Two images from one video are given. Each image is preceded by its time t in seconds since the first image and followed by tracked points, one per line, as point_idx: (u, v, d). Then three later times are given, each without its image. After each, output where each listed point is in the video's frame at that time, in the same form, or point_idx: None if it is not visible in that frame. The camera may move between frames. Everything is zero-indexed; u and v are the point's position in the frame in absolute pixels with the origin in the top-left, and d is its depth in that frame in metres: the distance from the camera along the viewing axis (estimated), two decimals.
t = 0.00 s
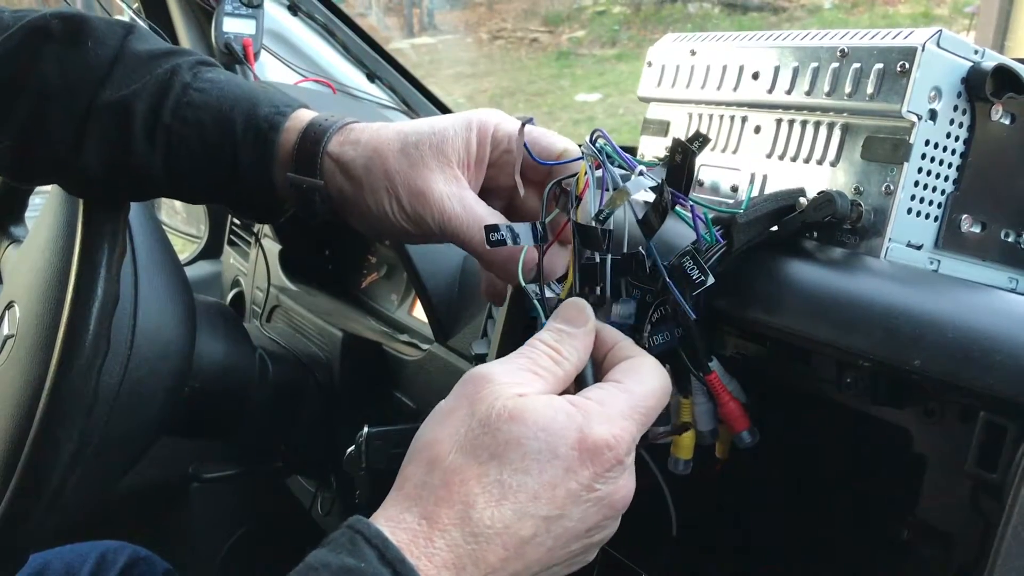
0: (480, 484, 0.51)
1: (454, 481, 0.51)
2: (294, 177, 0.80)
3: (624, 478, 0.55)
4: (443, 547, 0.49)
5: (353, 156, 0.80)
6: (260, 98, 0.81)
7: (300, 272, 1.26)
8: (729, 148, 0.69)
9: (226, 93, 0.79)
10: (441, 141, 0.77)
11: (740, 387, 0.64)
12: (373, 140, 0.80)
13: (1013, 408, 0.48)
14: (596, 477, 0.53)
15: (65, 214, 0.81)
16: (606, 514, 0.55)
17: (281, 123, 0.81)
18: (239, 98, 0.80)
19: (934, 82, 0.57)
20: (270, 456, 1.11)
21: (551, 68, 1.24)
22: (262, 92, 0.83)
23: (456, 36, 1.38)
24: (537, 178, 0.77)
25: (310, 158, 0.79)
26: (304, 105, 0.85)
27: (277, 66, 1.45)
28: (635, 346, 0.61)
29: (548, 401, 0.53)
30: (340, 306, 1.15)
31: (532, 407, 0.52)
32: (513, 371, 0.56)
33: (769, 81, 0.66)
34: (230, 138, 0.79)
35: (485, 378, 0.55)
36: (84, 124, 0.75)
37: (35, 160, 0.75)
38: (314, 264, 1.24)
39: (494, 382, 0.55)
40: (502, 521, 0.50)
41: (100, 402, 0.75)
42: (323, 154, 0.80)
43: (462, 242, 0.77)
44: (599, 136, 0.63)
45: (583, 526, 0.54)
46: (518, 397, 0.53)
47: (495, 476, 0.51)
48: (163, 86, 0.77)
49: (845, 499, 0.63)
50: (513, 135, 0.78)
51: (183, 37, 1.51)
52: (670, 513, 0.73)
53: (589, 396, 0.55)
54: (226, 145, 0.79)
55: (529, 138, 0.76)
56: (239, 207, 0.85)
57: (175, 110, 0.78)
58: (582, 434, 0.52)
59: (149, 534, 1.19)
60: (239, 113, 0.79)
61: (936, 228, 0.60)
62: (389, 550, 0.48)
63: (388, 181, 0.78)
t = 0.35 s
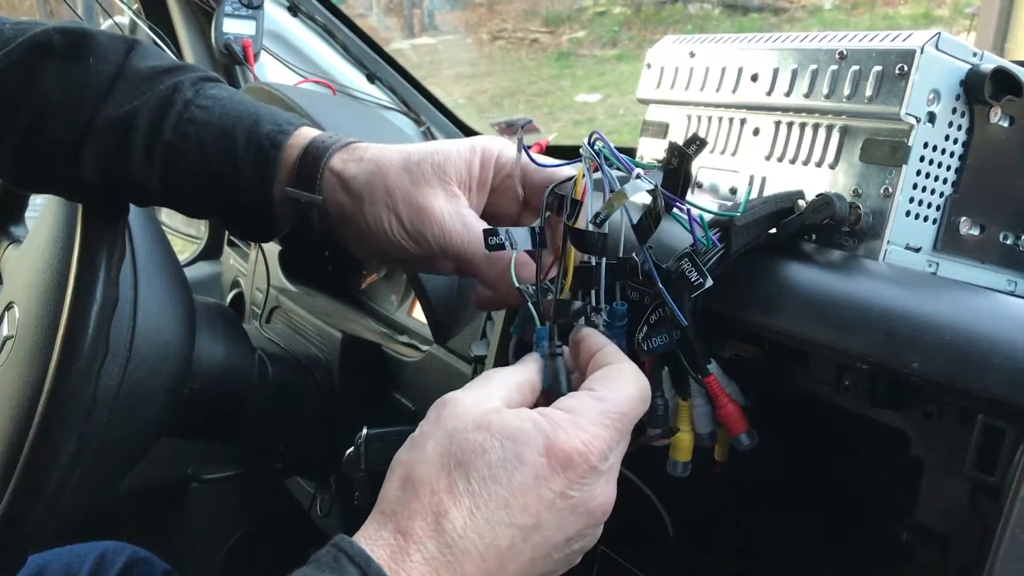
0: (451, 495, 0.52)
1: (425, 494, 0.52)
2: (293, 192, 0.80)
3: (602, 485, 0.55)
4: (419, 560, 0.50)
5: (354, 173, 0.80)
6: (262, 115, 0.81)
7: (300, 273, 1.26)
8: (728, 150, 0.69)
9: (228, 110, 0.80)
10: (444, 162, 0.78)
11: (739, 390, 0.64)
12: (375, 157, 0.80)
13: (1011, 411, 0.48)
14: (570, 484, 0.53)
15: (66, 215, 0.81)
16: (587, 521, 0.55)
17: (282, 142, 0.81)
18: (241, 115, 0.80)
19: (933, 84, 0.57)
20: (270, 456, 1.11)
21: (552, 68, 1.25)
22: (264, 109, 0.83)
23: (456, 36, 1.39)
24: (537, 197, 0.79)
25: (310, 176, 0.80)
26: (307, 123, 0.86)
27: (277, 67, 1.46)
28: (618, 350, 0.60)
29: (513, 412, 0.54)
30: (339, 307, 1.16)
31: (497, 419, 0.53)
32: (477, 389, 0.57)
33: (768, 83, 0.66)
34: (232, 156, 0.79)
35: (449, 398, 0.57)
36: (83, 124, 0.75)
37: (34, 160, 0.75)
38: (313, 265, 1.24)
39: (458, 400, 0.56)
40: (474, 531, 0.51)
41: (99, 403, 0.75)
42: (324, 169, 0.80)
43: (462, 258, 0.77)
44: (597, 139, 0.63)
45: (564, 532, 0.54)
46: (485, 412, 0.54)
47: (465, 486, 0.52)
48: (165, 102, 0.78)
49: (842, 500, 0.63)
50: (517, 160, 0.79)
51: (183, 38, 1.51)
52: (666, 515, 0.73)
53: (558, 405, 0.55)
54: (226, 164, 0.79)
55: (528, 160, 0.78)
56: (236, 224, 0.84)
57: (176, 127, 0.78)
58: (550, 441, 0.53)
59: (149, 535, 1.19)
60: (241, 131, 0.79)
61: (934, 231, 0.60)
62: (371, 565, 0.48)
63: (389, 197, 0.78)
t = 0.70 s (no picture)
0: (455, 485, 0.51)
1: (429, 483, 0.52)
2: (295, 195, 0.80)
3: (604, 483, 0.55)
4: (420, 549, 0.49)
5: (357, 177, 0.80)
6: (268, 123, 0.81)
7: (298, 271, 1.26)
8: (729, 150, 0.69)
9: (234, 118, 0.80)
10: (446, 167, 0.78)
11: (738, 389, 0.64)
12: (381, 163, 0.80)
13: (1010, 412, 0.48)
14: (573, 480, 0.53)
15: (66, 214, 0.80)
16: (588, 519, 0.55)
17: (287, 151, 0.81)
18: (247, 124, 0.80)
19: (934, 84, 0.57)
20: (269, 455, 1.11)
21: (552, 68, 1.25)
22: (270, 117, 0.82)
23: (456, 36, 1.39)
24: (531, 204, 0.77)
25: (314, 180, 0.80)
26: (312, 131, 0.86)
27: (276, 65, 1.46)
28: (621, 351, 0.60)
29: (520, 407, 0.54)
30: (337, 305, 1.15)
31: (504, 413, 0.53)
32: (484, 384, 0.57)
33: (769, 83, 0.66)
34: (236, 163, 0.79)
35: (457, 389, 0.56)
36: (83, 122, 0.75)
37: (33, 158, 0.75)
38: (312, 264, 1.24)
39: (467, 393, 0.56)
40: (477, 523, 0.50)
41: (98, 402, 0.75)
42: (328, 172, 0.80)
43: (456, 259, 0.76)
44: (598, 136, 0.63)
45: (565, 530, 0.54)
46: (493, 406, 0.54)
47: (469, 478, 0.51)
48: (170, 108, 0.78)
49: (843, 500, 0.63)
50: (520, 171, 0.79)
51: (183, 37, 1.51)
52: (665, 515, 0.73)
53: (564, 402, 0.55)
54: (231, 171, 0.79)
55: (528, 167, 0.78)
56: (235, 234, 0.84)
57: (181, 132, 0.78)
58: (556, 437, 0.52)
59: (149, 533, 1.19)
60: (246, 140, 0.79)
61: (935, 231, 0.60)
62: (373, 555, 0.48)
63: (390, 197, 0.78)
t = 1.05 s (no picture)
0: (455, 474, 0.51)
1: (429, 471, 0.52)
2: (297, 199, 0.81)
3: (603, 475, 0.55)
4: (420, 537, 0.49)
5: (358, 180, 0.81)
6: (270, 127, 0.81)
7: (299, 270, 1.26)
8: (730, 148, 0.69)
9: (234, 121, 0.80)
10: (448, 170, 0.78)
11: (739, 388, 0.63)
12: (382, 167, 0.81)
13: (1011, 410, 0.48)
14: (572, 471, 0.53)
15: (66, 211, 0.81)
16: (587, 512, 0.55)
17: (287, 156, 0.81)
18: (248, 127, 0.80)
19: (936, 82, 0.57)
20: (269, 453, 1.11)
21: (552, 67, 1.25)
22: (270, 119, 0.83)
23: (457, 34, 1.41)
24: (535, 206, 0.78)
25: (315, 184, 0.80)
26: (314, 134, 0.86)
27: (279, 63, 1.45)
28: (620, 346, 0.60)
29: (521, 399, 0.54)
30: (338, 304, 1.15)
31: (504, 404, 0.53)
32: (485, 376, 0.57)
33: (770, 81, 0.66)
34: (237, 166, 0.79)
35: (458, 382, 0.56)
36: (85, 120, 0.75)
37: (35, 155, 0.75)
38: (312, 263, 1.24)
39: (468, 384, 0.56)
40: (476, 511, 0.50)
41: (98, 398, 0.75)
42: (329, 176, 0.81)
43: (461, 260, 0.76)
44: (599, 133, 0.62)
45: (564, 523, 0.54)
46: (494, 397, 0.54)
47: (469, 467, 0.51)
48: (171, 110, 0.78)
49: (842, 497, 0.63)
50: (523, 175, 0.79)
51: (184, 33, 1.51)
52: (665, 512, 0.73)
53: (564, 395, 0.56)
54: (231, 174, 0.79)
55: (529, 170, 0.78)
56: (235, 232, 0.84)
57: (182, 134, 0.78)
58: (556, 428, 0.53)
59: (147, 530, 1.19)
60: (247, 144, 0.80)
61: (936, 230, 0.60)
62: (373, 545, 0.48)
63: (392, 200, 0.78)
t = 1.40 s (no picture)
0: (456, 467, 0.51)
1: (430, 465, 0.51)
2: (300, 210, 0.82)
3: (602, 468, 0.55)
4: (422, 530, 0.49)
5: (364, 188, 0.81)
6: (273, 136, 0.82)
7: (302, 268, 1.26)
8: (737, 148, 0.69)
9: (237, 131, 0.80)
10: (460, 176, 0.78)
11: (745, 387, 0.64)
12: (389, 175, 0.80)
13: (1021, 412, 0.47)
14: (573, 464, 0.53)
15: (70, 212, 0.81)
16: (586, 505, 0.56)
17: (291, 165, 0.82)
18: (250, 137, 0.81)
19: (945, 83, 0.57)
20: (271, 451, 1.11)
21: (553, 67, 1.25)
22: (275, 127, 0.83)
23: (459, 34, 1.38)
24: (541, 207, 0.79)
25: (320, 193, 0.81)
26: (318, 141, 0.86)
27: (283, 61, 1.46)
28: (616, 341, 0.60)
29: (521, 394, 0.54)
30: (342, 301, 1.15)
31: (505, 398, 0.53)
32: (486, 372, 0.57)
33: (778, 82, 0.66)
34: (238, 177, 0.80)
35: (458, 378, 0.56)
36: (90, 118, 0.75)
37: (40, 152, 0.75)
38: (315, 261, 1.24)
39: (470, 379, 0.56)
40: (478, 505, 0.50)
41: (102, 397, 0.75)
42: (335, 184, 0.81)
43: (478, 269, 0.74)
44: (606, 132, 0.62)
45: (564, 515, 0.54)
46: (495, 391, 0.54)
47: (470, 461, 0.51)
48: (174, 118, 0.78)
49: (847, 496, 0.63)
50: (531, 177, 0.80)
51: (188, 31, 1.51)
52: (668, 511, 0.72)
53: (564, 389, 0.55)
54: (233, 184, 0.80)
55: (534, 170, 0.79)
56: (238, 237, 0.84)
57: (183, 142, 0.79)
58: (557, 422, 0.53)
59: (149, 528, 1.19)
60: (249, 155, 0.80)
61: (944, 231, 0.60)
62: (375, 538, 0.48)
63: (405, 210, 0.78)
